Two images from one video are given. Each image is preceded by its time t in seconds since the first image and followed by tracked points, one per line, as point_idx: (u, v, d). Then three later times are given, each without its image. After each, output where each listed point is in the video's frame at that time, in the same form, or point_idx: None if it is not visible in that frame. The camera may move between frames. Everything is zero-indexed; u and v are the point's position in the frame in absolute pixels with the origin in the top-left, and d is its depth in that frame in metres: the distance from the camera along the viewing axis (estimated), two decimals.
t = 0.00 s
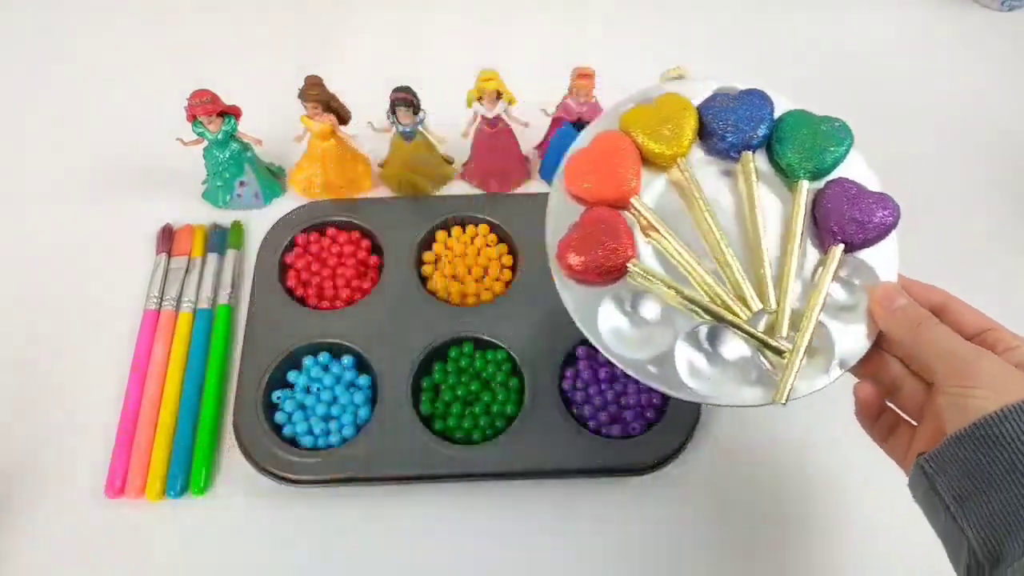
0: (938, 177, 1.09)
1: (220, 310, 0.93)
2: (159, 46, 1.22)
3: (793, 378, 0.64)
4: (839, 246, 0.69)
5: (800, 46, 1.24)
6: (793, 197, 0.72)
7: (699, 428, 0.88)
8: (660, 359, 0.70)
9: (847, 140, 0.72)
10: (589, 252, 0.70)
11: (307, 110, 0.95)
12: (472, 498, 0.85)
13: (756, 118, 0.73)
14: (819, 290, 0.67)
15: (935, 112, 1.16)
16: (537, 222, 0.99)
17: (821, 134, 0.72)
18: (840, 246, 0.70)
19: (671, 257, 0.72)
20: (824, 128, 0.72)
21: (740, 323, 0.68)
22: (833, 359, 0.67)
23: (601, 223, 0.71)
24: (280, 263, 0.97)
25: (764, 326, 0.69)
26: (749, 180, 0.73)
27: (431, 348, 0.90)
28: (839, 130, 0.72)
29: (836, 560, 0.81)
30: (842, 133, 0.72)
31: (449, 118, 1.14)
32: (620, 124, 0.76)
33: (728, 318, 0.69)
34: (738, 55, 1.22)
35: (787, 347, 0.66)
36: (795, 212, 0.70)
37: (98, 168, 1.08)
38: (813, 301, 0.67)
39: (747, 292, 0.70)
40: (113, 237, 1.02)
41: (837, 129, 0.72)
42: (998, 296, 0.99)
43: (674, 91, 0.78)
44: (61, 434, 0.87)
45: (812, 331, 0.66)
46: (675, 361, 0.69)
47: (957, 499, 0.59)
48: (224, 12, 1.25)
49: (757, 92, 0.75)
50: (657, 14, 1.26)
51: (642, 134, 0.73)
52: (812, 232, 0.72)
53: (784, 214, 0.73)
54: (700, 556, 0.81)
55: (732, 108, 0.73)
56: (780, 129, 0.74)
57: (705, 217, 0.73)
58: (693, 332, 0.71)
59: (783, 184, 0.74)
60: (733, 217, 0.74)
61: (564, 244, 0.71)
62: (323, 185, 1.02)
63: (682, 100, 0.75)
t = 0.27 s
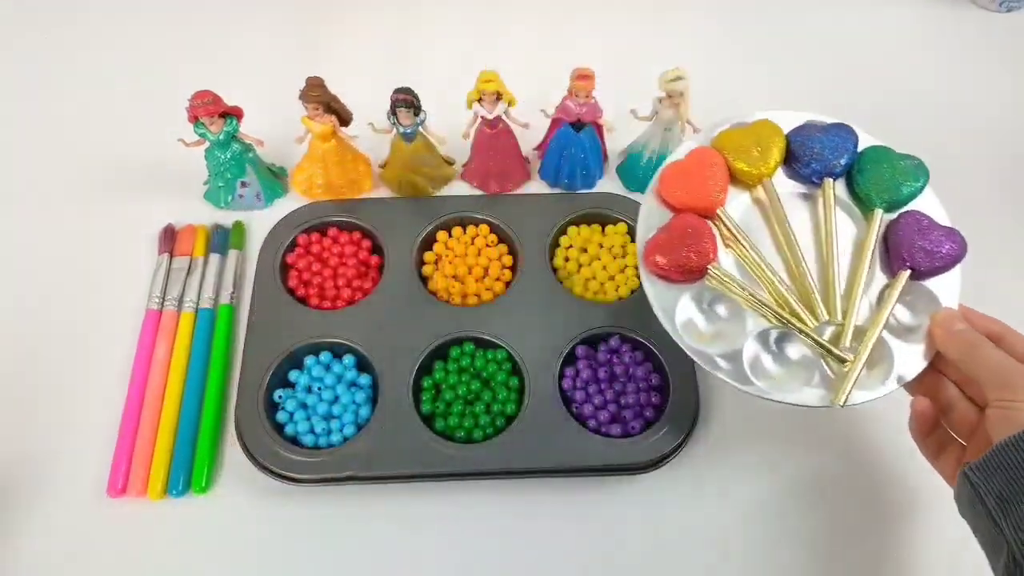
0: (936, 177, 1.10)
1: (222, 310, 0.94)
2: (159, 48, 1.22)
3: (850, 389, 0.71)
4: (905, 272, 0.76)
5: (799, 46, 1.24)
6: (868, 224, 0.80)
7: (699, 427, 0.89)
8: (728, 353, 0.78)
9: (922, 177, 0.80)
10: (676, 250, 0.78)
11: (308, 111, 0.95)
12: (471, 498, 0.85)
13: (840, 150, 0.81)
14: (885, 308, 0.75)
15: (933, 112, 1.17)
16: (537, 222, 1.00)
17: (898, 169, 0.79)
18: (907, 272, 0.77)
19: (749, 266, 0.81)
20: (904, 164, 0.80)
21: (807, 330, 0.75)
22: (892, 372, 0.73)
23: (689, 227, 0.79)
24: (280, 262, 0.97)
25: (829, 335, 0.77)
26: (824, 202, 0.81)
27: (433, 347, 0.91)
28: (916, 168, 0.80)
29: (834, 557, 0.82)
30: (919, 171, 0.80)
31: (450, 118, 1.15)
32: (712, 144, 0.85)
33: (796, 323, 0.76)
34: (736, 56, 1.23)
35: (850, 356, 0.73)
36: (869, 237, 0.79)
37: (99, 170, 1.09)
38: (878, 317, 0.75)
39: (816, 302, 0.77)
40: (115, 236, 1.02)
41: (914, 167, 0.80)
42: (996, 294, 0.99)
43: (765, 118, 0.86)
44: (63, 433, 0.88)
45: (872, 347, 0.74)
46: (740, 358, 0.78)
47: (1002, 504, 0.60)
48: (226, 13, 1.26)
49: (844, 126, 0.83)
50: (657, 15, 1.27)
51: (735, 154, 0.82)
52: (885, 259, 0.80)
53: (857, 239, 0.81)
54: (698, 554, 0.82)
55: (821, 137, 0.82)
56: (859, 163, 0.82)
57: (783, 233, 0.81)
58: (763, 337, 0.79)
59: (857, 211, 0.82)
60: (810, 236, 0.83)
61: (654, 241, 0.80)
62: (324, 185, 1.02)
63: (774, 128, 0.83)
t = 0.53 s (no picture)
0: (937, 176, 1.10)
1: (222, 310, 0.94)
2: (159, 49, 1.23)
3: (876, 402, 0.79)
4: (932, 296, 0.85)
5: (798, 46, 1.25)
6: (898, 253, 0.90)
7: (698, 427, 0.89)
8: (763, 364, 0.85)
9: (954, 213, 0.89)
10: (719, 266, 0.86)
11: (307, 111, 0.94)
12: (471, 498, 0.85)
13: (874, 184, 0.91)
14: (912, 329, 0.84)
15: (934, 112, 1.17)
16: (537, 222, 1.00)
17: (929, 205, 0.89)
18: (934, 296, 0.85)
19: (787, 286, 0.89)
20: (935, 200, 0.89)
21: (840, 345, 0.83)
22: (917, 390, 0.80)
23: (732, 246, 0.88)
24: (280, 262, 0.97)
25: (860, 352, 0.85)
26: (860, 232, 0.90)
27: (432, 347, 0.91)
28: (948, 204, 0.89)
29: (836, 556, 0.81)
30: (948, 207, 0.89)
31: (450, 118, 1.15)
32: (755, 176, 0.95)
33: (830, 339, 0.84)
34: (735, 55, 1.23)
35: (879, 372, 0.81)
36: (898, 265, 0.88)
37: (99, 170, 1.09)
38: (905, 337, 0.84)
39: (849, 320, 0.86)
40: (116, 236, 1.02)
41: (946, 203, 0.89)
42: (998, 293, 0.99)
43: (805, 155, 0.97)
44: (64, 433, 0.88)
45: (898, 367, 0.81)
46: (772, 368, 0.85)
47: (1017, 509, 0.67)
48: (227, 14, 1.26)
49: (879, 164, 0.94)
50: (657, 15, 1.28)
51: (774, 184, 0.93)
52: (914, 287, 0.88)
53: (889, 265, 0.90)
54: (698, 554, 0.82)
55: (856, 172, 0.92)
56: (893, 197, 0.92)
57: (818, 256, 0.90)
58: (797, 350, 0.87)
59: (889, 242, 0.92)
60: (843, 263, 0.92)
61: (698, 256, 0.88)
62: (324, 186, 1.02)
63: (814, 164, 0.94)
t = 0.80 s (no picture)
0: (937, 177, 1.10)
1: (222, 310, 0.94)
2: (158, 48, 1.23)
3: (894, 410, 0.81)
4: (948, 311, 0.88)
5: (799, 46, 1.25)
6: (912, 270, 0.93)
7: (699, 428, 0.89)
8: (781, 375, 0.87)
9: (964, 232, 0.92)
10: (740, 281, 0.89)
11: (307, 111, 0.94)
12: (471, 498, 0.85)
13: (887, 205, 0.95)
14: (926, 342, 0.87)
15: (935, 112, 1.17)
16: (537, 222, 1.00)
17: (941, 223, 0.92)
18: (949, 310, 0.88)
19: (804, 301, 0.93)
20: (946, 220, 0.93)
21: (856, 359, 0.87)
22: (932, 400, 0.83)
23: (752, 264, 0.91)
24: (279, 262, 0.97)
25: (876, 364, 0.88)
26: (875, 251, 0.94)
27: (432, 347, 0.91)
28: (959, 223, 0.93)
29: (836, 556, 0.81)
30: (960, 227, 0.92)
31: (450, 118, 1.15)
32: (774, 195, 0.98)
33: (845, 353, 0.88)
34: (734, 55, 1.23)
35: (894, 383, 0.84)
36: (911, 282, 0.91)
37: (98, 170, 1.09)
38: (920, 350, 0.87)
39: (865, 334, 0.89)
40: (116, 237, 1.02)
41: (956, 222, 0.93)
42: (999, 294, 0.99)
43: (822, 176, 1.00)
44: (64, 433, 0.88)
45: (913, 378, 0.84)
46: (791, 379, 0.87)
47: None
48: (226, 14, 1.26)
49: (892, 187, 0.97)
50: (657, 15, 1.28)
51: (793, 204, 0.96)
52: (927, 303, 0.92)
53: (903, 282, 0.94)
54: (698, 554, 0.81)
55: (869, 194, 0.95)
56: (906, 217, 0.95)
57: (835, 274, 0.93)
58: (815, 364, 0.89)
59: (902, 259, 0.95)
60: (858, 280, 0.95)
61: (719, 272, 0.91)
62: (324, 186, 1.02)
63: (830, 185, 0.97)
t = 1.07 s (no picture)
0: (936, 177, 1.10)
1: (222, 310, 0.94)
2: (158, 48, 1.23)
3: (884, 416, 0.84)
4: (932, 318, 0.91)
5: (799, 46, 1.25)
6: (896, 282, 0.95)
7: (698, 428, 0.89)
8: (773, 386, 0.89)
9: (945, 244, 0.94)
10: (731, 297, 0.91)
11: (308, 111, 0.94)
12: (470, 498, 0.85)
13: (870, 221, 0.97)
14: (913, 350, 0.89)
15: (934, 112, 1.17)
16: (537, 222, 1.00)
17: (922, 236, 0.95)
18: (933, 318, 0.91)
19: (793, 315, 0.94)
20: (927, 233, 0.95)
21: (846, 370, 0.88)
22: (922, 405, 0.86)
23: (741, 280, 0.92)
24: (279, 262, 0.97)
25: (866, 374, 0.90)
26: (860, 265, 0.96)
27: (432, 347, 0.91)
28: (939, 236, 0.95)
29: (836, 556, 0.81)
30: (941, 238, 0.94)
31: (450, 118, 1.15)
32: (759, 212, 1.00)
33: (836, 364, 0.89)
34: (734, 55, 1.23)
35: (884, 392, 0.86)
36: (897, 293, 0.93)
37: (98, 170, 1.09)
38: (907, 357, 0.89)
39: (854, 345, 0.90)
40: (116, 237, 1.02)
41: (936, 235, 0.95)
42: (998, 294, 0.99)
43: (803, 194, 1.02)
44: (64, 433, 0.88)
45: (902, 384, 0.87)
46: (782, 390, 0.89)
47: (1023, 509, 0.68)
48: (226, 14, 1.26)
49: (873, 204, 0.99)
50: (657, 15, 1.28)
51: (778, 221, 0.97)
52: (913, 313, 0.94)
53: (888, 293, 0.96)
54: (697, 553, 0.81)
55: (852, 211, 0.98)
56: (889, 231, 0.97)
57: (822, 287, 0.95)
58: (805, 372, 0.90)
59: (885, 272, 0.97)
60: (846, 293, 0.96)
61: (710, 290, 0.92)
62: (324, 186, 1.02)
63: (813, 203, 0.99)
